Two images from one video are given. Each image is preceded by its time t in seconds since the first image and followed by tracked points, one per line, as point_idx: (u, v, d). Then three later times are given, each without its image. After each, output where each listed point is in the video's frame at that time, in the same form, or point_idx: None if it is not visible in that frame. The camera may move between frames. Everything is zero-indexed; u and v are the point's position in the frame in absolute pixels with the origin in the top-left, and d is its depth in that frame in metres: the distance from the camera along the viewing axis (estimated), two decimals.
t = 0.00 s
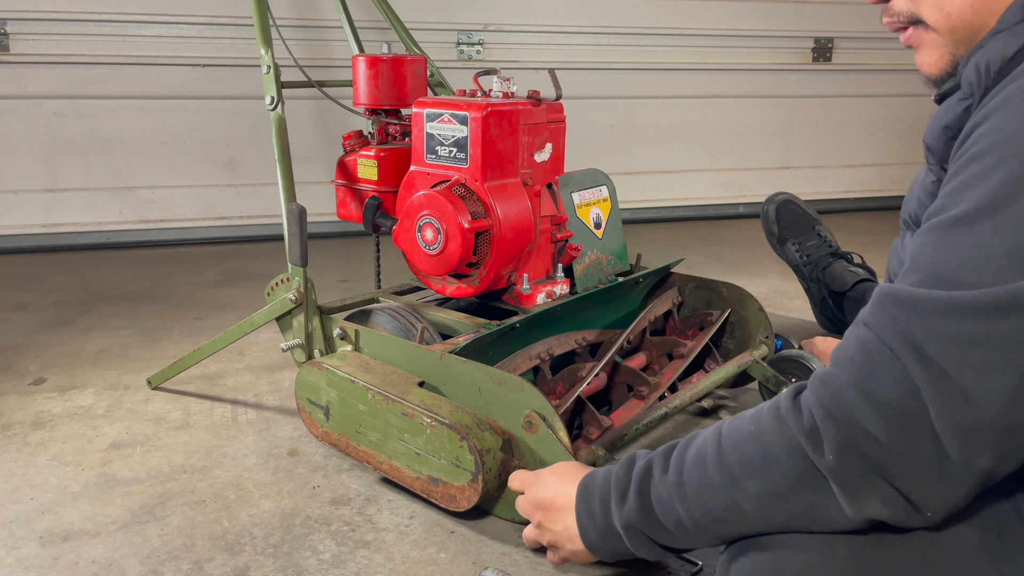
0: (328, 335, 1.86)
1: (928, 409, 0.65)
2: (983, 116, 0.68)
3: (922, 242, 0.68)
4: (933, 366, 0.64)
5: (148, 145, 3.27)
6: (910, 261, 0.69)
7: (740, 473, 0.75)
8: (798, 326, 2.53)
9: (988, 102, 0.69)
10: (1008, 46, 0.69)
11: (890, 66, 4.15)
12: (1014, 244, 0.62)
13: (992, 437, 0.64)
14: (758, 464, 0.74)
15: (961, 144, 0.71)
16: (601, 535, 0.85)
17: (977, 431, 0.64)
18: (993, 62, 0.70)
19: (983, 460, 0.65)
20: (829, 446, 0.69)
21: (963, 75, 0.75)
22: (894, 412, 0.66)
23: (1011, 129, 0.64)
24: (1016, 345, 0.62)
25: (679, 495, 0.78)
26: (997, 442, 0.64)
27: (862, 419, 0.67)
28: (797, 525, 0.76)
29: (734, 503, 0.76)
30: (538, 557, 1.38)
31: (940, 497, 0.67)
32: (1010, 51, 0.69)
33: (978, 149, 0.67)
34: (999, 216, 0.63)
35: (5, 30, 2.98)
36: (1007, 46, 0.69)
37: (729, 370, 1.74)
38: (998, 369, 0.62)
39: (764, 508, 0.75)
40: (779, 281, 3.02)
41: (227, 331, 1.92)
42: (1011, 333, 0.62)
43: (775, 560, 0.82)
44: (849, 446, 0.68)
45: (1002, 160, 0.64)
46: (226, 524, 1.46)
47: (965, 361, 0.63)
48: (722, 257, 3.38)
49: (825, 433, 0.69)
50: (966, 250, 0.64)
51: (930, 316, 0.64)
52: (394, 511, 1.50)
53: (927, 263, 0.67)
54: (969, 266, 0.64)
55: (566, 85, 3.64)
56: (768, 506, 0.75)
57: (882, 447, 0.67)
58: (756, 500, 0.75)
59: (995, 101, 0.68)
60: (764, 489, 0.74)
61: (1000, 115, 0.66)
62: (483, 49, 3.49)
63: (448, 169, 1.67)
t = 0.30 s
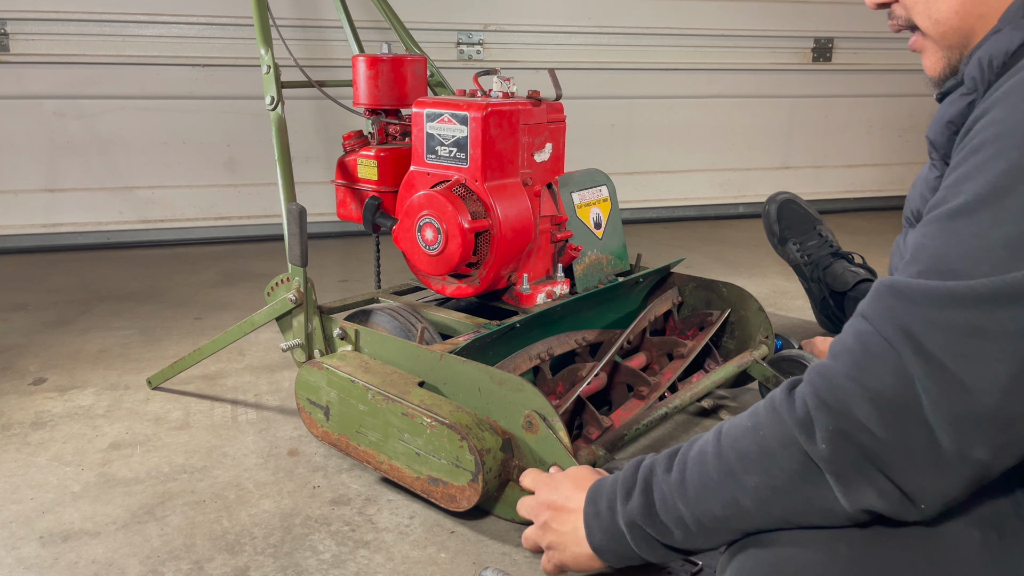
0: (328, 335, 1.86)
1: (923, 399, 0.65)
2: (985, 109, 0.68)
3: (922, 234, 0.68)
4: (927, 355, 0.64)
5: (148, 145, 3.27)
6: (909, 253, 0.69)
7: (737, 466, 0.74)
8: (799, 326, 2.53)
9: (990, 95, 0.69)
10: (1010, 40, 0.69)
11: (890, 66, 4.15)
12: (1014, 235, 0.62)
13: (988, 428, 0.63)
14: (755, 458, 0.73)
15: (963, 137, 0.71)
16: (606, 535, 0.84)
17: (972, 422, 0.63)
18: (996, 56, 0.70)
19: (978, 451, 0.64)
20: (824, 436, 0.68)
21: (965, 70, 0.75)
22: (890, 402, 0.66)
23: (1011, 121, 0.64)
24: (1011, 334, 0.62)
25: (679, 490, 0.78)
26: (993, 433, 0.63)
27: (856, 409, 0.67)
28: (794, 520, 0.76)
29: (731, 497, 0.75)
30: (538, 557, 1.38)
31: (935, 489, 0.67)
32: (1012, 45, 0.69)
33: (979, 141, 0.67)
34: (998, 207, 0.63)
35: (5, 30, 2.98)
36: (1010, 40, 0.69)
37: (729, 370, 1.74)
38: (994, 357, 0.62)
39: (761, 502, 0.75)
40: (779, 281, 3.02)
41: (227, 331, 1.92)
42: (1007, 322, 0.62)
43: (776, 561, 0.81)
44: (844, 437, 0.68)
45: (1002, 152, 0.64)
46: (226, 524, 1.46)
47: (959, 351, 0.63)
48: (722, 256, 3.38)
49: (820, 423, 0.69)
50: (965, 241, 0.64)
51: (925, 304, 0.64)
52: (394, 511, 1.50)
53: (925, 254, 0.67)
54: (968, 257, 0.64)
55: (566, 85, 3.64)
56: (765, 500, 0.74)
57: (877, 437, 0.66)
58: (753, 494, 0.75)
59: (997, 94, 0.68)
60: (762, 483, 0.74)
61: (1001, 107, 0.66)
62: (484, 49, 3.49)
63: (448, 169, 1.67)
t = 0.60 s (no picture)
0: (328, 335, 1.86)
1: (908, 395, 0.65)
2: (978, 112, 0.68)
3: (912, 234, 0.68)
4: (912, 350, 0.64)
5: (148, 145, 3.28)
6: (901, 253, 0.69)
7: (728, 462, 0.75)
8: (799, 326, 2.53)
9: (984, 100, 0.68)
10: (1005, 45, 0.68)
11: (890, 66, 4.15)
12: (1001, 234, 0.62)
13: (974, 423, 0.63)
14: (747, 454, 0.74)
15: (958, 141, 0.71)
16: (611, 531, 0.84)
17: (957, 417, 0.63)
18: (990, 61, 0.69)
19: (964, 446, 0.64)
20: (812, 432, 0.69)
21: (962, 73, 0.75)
22: (875, 398, 0.66)
23: (1002, 123, 0.64)
24: (996, 330, 0.61)
25: (674, 485, 0.78)
26: (979, 428, 0.63)
27: (843, 405, 0.67)
28: (787, 517, 0.76)
29: (723, 492, 0.76)
30: (538, 557, 1.38)
31: (923, 484, 0.67)
32: (1007, 50, 0.68)
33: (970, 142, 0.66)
34: (984, 208, 0.63)
35: (5, 30, 2.98)
36: (1005, 45, 0.68)
37: (729, 370, 1.73)
38: (978, 352, 0.62)
39: (753, 498, 0.75)
40: (779, 281, 3.02)
41: (227, 331, 1.92)
42: (992, 318, 0.61)
43: (775, 558, 0.81)
44: (830, 433, 0.68)
45: (991, 153, 0.63)
46: (226, 524, 1.46)
47: (944, 346, 0.63)
48: (722, 256, 3.38)
49: (808, 419, 0.69)
50: (952, 240, 0.64)
51: (910, 300, 0.64)
52: (394, 511, 1.50)
53: (915, 254, 0.67)
54: (954, 256, 0.64)
55: (566, 85, 3.64)
56: (756, 496, 0.75)
57: (863, 433, 0.67)
58: (745, 491, 0.75)
59: (990, 98, 0.67)
60: (753, 479, 0.74)
61: (993, 110, 0.65)
62: (484, 49, 3.49)
63: (448, 169, 1.67)
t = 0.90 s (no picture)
0: (328, 335, 1.86)
1: (922, 408, 0.64)
2: (984, 116, 0.68)
3: (921, 241, 0.68)
4: (927, 363, 0.64)
5: (148, 145, 3.28)
6: (909, 261, 0.69)
7: (736, 473, 0.75)
8: (799, 326, 2.53)
9: (990, 102, 0.69)
10: (1011, 45, 0.69)
11: (890, 66, 4.15)
12: (1012, 240, 0.62)
13: (988, 435, 0.63)
14: (755, 464, 0.73)
15: (963, 144, 0.71)
16: (611, 530, 0.84)
17: (972, 430, 0.63)
18: (995, 61, 0.70)
19: (978, 459, 0.64)
20: (824, 446, 0.68)
21: (967, 73, 0.75)
22: (890, 411, 0.65)
23: (1010, 128, 0.64)
24: (1011, 341, 0.61)
25: (679, 493, 0.78)
26: (993, 440, 0.63)
27: (855, 419, 0.67)
28: (794, 525, 0.76)
29: (730, 503, 0.76)
30: (538, 557, 1.38)
31: (936, 496, 0.67)
32: (1012, 50, 0.68)
33: (977, 149, 0.67)
34: (995, 213, 0.63)
35: (5, 31, 2.98)
36: (1010, 45, 0.69)
37: (729, 370, 1.74)
38: (994, 365, 0.62)
39: (761, 509, 0.75)
40: (779, 281, 3.02)
41: (227, 331, 1.92)
42: (1008, 329, 0.62)
43: (775, 559, 0.82)
44: (843, 448, 0.68)
45: (1001, 158, 0.64)
46: (226, 523, 1.46)
47: (960, 359, 0.63)
48: (722, 256, 3.38)
49: (819, 433, 0.69)
50: (964, 247, 0.64)
51: (925, 313, 0.64)
52: (394, 511, 1.50)
53: (924, 262, 0.67)
54: (966, 263, 0.64)
55: (566, 85, 3.64)
56: (765, 506, 0.75)
57: (876, 446, 0.67)
58: (753, 501, 0.75)
59: (996, 101, 0.68)
60: (761, 489, 0.74)
61: (1000, 115, 0.66)
62: (484, 49, 3.49)
63: (448, 169, 1.67)
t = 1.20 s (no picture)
0: (328, 335, 1.86)
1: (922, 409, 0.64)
2: (982, 116, 0.68)
3: (920, 241, 0.68)
4: (926, 364, 0.64)
5: (148, 145, 3.27)
6: (908, 261, 0.69)
7: (736, 473, 0.75)
8: (799, 326, 2.53)
9: (988, 103, 0.69)
10: (1008, 46, 0.69)
11: (890, 65, 4.14)
12: (1011, 240, 0.62)
13: (988, 436, 0.63)
14: (754, 464, 0.74)
15: (961, 145, 0.71)
16: (609, 530, 0.84)
17: (972, 431, 0.63)
18: (992, 62, 0.70)
19: (978, 460, 0.64)
20: (824, 446, 0.69)
21: (965, 74, 0.75)
22: (889, 411, 0.66)
23: (1009, 129, 0.64)
24: (1012, 343, 0.61)
25: (678, 494, 0.78)
26: (993, 441, 0.63)
27: (855, 419, 0.67)
28: (794, 526, 0.76)
29: (730, 503, 0.76)
30: (538, 557, 1.38)
31: (936, 497, 0.67)
32: (1010, 52, 0.68)
33: (976, 149, 0.67)
34: (994, 214, 0.63)
35: (5, 30, 2.98)
36: (1007, 46, 0.69)
37: (729, 370, 1.73)
38: (994, 366, 0.62)
39: (760, 509, 0.75)
40: (779, 281, 3.02)
41: (227, 331, 1.92)
42: (1008, 331, 0.61)
43: (776, 559, 0.82)
44: (842, 448, 0.68)
45: (999, 159, 0.64)
46: (226, 523, 1.46)
47: (960, 360, 0.63)
48: (722, 256, 3.38)
49: (819, 433, 0.69)
50: (962, 247, 0.64)
51: (924, 314, 0.64)
52: (394, 511, 1.50)
53: (923, 262, 0.67)
54: (965, 264, 0.64)
55: (566, 85, 3.64)
56: (764, 506, 0.75)
57: (876, 447, 0.67)
58: (752, 501, 0.75)
59: (994, 103, 0.67)
60: (760, 489, 0.74)
61: (999, 116, 0.66)
62: (484, 49, 3.49)
63: (448, 169, 1.67)
